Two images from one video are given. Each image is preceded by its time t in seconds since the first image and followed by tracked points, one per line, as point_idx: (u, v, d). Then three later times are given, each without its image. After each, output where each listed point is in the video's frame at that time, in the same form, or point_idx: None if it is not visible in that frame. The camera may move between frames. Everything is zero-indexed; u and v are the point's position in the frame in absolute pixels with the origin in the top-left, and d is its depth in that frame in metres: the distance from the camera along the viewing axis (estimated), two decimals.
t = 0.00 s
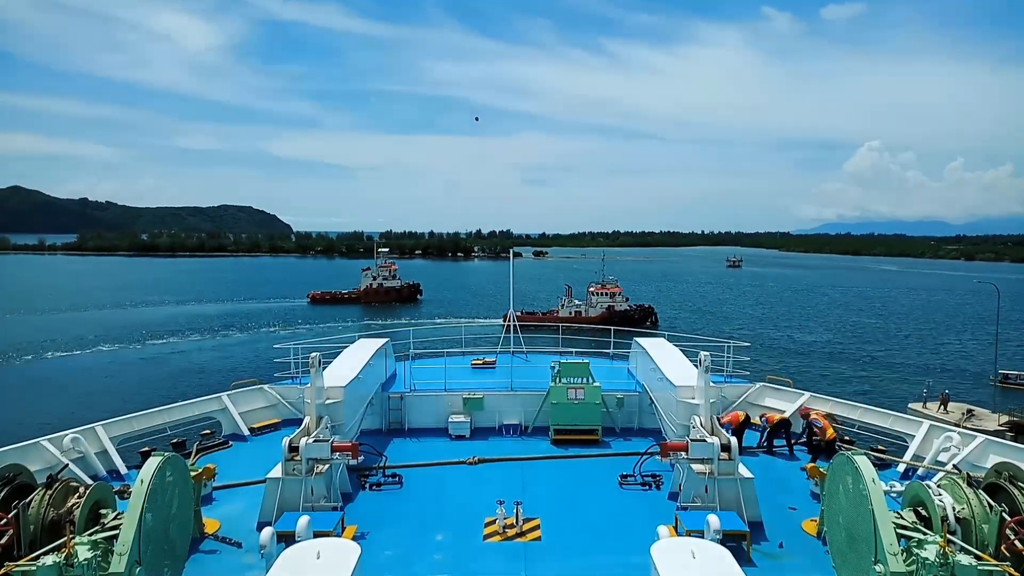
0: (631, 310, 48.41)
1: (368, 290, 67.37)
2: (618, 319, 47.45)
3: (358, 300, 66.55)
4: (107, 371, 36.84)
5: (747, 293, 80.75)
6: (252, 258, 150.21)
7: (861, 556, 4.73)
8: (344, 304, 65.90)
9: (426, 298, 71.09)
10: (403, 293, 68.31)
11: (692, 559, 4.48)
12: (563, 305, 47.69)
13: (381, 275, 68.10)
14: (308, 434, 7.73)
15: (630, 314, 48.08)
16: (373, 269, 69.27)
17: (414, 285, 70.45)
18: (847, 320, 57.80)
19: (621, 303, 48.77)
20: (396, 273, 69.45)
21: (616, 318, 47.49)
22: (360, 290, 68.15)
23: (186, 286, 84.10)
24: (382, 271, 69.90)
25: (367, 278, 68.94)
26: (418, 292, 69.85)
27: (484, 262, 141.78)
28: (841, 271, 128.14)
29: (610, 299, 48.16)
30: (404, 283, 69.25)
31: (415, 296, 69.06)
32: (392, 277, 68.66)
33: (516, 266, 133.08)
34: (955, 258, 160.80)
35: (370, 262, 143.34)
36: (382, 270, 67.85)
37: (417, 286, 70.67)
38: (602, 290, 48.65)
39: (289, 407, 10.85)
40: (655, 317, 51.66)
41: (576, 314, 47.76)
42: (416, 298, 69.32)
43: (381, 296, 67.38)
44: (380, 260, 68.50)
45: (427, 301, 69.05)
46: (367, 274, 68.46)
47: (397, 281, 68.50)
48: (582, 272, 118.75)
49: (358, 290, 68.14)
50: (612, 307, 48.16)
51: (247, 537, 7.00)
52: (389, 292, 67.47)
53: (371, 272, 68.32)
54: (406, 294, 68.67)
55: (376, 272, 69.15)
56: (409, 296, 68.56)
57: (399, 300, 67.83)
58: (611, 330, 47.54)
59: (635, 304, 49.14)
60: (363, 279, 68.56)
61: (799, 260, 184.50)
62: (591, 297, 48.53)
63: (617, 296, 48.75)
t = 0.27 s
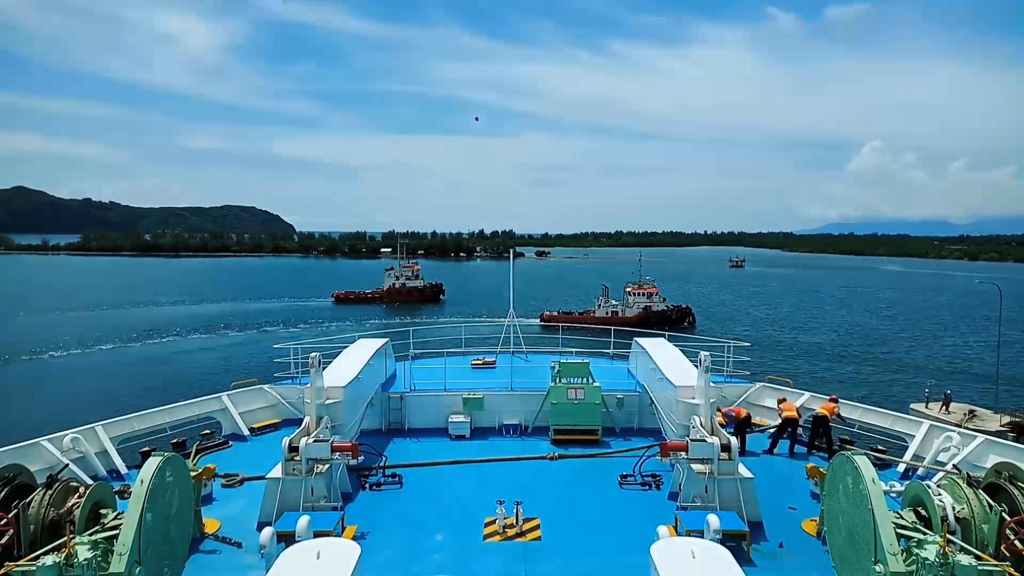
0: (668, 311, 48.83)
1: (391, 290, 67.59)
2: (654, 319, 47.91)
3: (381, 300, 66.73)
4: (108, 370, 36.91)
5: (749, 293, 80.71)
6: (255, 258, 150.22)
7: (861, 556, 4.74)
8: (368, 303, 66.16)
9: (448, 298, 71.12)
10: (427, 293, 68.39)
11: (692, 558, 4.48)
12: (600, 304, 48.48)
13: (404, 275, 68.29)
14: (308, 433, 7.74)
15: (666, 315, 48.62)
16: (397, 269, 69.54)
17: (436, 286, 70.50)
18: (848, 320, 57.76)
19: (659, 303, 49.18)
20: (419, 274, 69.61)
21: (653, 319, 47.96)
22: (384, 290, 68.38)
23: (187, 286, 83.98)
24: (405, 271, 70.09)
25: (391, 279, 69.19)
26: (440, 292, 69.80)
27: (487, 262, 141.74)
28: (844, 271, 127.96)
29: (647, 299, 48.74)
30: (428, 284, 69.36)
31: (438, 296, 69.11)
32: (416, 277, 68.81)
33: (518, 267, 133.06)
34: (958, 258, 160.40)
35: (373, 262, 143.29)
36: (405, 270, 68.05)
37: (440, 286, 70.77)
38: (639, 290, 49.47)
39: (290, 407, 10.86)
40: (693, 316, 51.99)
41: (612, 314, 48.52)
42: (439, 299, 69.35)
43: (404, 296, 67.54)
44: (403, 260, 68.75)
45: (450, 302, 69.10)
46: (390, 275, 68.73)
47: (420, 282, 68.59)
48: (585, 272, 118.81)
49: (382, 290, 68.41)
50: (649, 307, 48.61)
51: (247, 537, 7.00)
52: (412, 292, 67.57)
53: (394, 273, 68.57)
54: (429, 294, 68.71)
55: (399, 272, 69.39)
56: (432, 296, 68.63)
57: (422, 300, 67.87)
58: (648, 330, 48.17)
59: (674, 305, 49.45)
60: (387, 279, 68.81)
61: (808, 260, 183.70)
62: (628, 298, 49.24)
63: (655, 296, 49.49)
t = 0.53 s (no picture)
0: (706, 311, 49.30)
1: (415, 290, 67.61)
2: (692, 320, 48.52)
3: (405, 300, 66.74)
4: (110, 370, 36.98)
5: (751, 293, 80.63)
6: (258, 258, 150.32)
7: (861, 555, 4.74)
8: (391, 303, 66.24)
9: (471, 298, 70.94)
10: (450, 293, 68.26)
11: (693, 558, 4.48)
12: (638, 305, 49.43)
13: (428, 275, 68.29)
14: (308, 434, 7.74)
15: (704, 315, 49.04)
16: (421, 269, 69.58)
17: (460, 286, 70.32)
18: (851, 320, 57.67)
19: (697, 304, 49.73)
20: (442, 274, 69.52)
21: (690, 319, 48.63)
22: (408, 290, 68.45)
23: (189, 286, 84.01)
24: (429, 271, 70.07)
25: (415, 279, 69.25)
26: (463, 292, 69.55)
27: (490, 262, 141.75)
28: (847, 271, 127.74)
29: (684, 300, 49.46)
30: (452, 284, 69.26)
31: (461, 296, 68.90)
32: (439, 277, 68.78)
33: (521, 267, 133.07)
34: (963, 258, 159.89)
35: (375, 262, 143.29)
36: (429, 270, 68.07)
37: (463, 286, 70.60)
38: (676, 290, 50.20)
39: (289, 407, 10.86)
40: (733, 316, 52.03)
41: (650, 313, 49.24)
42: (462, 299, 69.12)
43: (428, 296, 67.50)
44: (426, 261, 68.77)
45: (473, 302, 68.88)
46: (414, 275, 68.81)
47: (443, 282, 68.48)
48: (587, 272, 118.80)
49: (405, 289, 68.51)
50: (687, 308, 49.23)
51: (247, 537, 7.00)
52: (435, 292, 67.47)
53: (418, 273, 68.62)
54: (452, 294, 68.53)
55: (422, 272, 69.39)
56: (455, 296, 68.48)
57: (445, 300, 67.72)
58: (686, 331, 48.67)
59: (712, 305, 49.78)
60: (411, 279, 68.89)
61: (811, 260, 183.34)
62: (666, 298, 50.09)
63: (692, 297, 50.11)
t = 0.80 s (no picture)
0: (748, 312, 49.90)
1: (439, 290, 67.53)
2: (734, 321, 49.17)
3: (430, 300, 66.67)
4: (114, 370, 37.11)
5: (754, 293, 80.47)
6: (262, 258, 150.58)
7: (861, 556, 4.73)
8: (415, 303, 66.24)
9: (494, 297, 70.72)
10: (474, 293, 68.04)
11: (693, 558, 4.47)
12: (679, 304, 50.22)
13: (452, 275, 68.13)
14: (308, 434, 7.74)
15: (745, 315, 49.58)
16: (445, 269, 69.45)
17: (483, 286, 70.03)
18: (854, 320, 57.53)
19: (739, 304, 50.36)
20: (466, 274, 69.30)
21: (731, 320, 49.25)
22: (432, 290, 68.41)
23: (191, 286, 84.14)
24: (453, 271, 69.92)
25: (439, 278, 69.18)
26: (487, 291, 69.24)
27: (494, 262, 141.78)
28: (851, 271, 127.41)
29: (726, 300, 50.11)
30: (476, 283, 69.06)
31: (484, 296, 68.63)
32: (463, 276, 68.61)
33: (524, 267, 133.09)
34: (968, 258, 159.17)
35: (379, 262, 143.41)
36: (453, 270, 67.93)
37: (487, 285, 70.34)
38: (717, 291, 50.80)
39: (289, 407, 10.87)
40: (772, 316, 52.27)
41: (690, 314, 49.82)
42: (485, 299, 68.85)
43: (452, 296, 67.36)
44: (450, 261, 68.59)
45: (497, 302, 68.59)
46: (438, 275, 68.74)
47: (466, 282, 68.27)
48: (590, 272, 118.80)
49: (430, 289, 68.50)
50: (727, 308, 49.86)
51: (247, 537, 7.00)
52: (459, 292, 67.27)
53: (442, 273, 68.50)
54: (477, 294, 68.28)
55: (446, 272, 69.22)
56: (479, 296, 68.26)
57: (468, 300, 67.50)
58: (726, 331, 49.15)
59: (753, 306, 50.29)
60: (435, 278, 68.82)
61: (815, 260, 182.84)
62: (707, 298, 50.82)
63: (733, 298, 50.66)
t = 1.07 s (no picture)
0: (790, 313, 50.36)
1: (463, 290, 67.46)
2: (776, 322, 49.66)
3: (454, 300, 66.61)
4: (117, 369, 37.19)
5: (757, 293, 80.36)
6: (265, 258, 150.69)
7: (862, 555, 4.73)
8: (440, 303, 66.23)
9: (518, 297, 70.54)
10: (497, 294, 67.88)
11: (693, 558, 4.47)
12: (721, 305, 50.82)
13: (476, 275, 68.03)
14: (308, 434, 7.73)
15: (788, 317, 49.83)
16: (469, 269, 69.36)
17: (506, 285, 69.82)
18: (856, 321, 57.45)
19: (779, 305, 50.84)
20: (490, 274, 69.12)
21: (773, 322, 49.74)
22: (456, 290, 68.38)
23: (194, 285, 84.15)
24: (476, 271, 69.81)
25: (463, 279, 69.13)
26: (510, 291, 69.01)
27: (497, 262, 141.77)
28: (855, 271, 127.17)
29: (768, 302, 50.68)
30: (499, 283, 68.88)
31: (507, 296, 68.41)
32: (487, 277, 68.48)
33: (528, 267, 133.14)
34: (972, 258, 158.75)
35: (383, 262, 143.41)
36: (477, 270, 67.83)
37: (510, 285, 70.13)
38: (759, 293, 51.50)
39: (289, 407, 10.86)
40: (817, 320, 52.24)
41: (732, 315, 50.32)
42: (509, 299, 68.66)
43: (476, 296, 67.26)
44: (474, 261, 68.49)
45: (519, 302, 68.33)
46: (462, 275, 68.68)
47: (490, 282, 68.10)
48: (593, 272, 118.77)
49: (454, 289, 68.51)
50: (769, 310, 50.31)
51: (247, 537, 7.00)
52: (482, 292, 67.12)
53: (466, 273, 68.43)
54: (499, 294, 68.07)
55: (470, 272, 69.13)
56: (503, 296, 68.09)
57: (492, 300, 67.34)
58: (769, 332, 49.36)
59: (795, 307, 50.72)
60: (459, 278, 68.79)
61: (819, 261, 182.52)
62: (748, 299, 51.41)
63: (776, 300, 51.21)
